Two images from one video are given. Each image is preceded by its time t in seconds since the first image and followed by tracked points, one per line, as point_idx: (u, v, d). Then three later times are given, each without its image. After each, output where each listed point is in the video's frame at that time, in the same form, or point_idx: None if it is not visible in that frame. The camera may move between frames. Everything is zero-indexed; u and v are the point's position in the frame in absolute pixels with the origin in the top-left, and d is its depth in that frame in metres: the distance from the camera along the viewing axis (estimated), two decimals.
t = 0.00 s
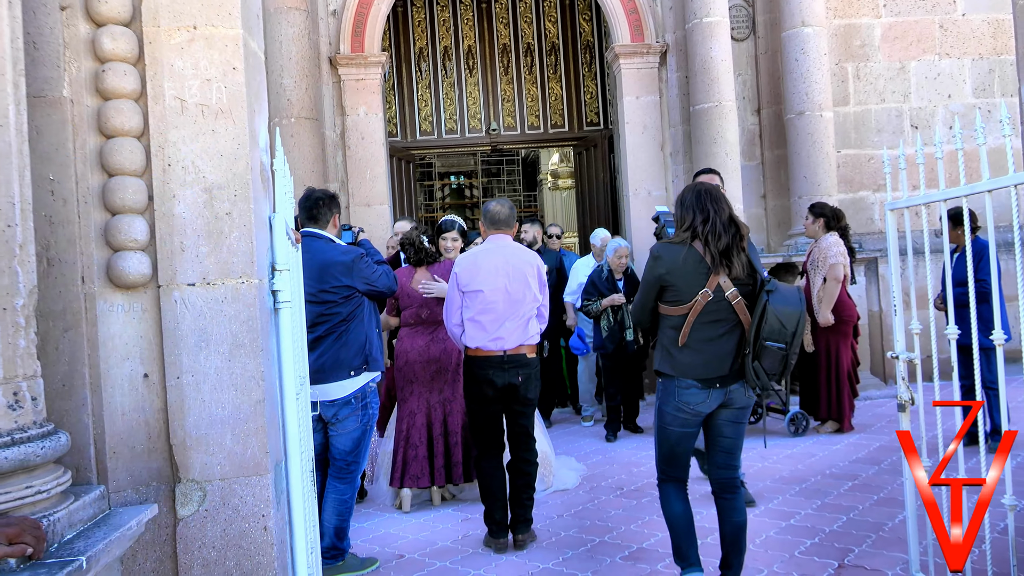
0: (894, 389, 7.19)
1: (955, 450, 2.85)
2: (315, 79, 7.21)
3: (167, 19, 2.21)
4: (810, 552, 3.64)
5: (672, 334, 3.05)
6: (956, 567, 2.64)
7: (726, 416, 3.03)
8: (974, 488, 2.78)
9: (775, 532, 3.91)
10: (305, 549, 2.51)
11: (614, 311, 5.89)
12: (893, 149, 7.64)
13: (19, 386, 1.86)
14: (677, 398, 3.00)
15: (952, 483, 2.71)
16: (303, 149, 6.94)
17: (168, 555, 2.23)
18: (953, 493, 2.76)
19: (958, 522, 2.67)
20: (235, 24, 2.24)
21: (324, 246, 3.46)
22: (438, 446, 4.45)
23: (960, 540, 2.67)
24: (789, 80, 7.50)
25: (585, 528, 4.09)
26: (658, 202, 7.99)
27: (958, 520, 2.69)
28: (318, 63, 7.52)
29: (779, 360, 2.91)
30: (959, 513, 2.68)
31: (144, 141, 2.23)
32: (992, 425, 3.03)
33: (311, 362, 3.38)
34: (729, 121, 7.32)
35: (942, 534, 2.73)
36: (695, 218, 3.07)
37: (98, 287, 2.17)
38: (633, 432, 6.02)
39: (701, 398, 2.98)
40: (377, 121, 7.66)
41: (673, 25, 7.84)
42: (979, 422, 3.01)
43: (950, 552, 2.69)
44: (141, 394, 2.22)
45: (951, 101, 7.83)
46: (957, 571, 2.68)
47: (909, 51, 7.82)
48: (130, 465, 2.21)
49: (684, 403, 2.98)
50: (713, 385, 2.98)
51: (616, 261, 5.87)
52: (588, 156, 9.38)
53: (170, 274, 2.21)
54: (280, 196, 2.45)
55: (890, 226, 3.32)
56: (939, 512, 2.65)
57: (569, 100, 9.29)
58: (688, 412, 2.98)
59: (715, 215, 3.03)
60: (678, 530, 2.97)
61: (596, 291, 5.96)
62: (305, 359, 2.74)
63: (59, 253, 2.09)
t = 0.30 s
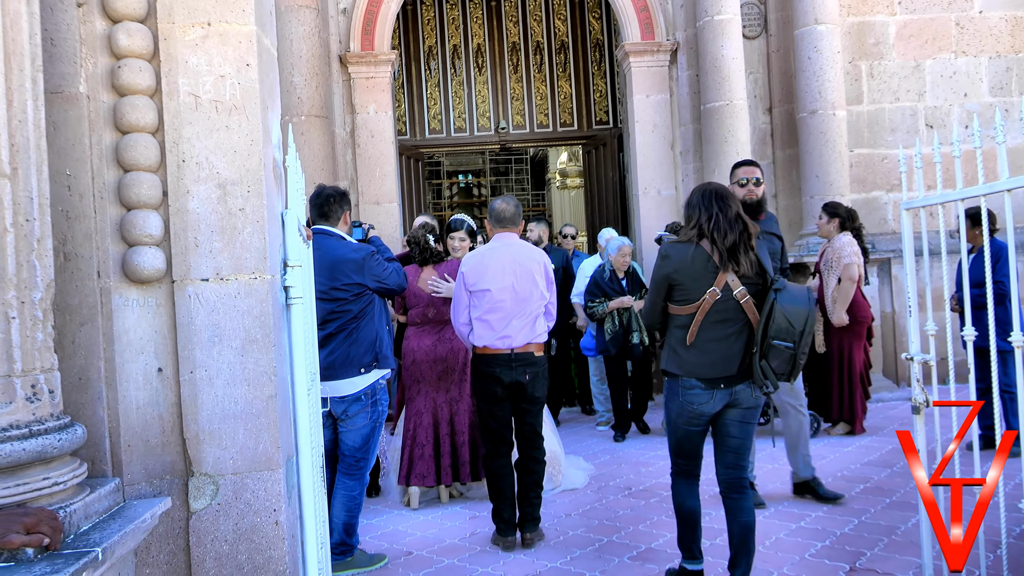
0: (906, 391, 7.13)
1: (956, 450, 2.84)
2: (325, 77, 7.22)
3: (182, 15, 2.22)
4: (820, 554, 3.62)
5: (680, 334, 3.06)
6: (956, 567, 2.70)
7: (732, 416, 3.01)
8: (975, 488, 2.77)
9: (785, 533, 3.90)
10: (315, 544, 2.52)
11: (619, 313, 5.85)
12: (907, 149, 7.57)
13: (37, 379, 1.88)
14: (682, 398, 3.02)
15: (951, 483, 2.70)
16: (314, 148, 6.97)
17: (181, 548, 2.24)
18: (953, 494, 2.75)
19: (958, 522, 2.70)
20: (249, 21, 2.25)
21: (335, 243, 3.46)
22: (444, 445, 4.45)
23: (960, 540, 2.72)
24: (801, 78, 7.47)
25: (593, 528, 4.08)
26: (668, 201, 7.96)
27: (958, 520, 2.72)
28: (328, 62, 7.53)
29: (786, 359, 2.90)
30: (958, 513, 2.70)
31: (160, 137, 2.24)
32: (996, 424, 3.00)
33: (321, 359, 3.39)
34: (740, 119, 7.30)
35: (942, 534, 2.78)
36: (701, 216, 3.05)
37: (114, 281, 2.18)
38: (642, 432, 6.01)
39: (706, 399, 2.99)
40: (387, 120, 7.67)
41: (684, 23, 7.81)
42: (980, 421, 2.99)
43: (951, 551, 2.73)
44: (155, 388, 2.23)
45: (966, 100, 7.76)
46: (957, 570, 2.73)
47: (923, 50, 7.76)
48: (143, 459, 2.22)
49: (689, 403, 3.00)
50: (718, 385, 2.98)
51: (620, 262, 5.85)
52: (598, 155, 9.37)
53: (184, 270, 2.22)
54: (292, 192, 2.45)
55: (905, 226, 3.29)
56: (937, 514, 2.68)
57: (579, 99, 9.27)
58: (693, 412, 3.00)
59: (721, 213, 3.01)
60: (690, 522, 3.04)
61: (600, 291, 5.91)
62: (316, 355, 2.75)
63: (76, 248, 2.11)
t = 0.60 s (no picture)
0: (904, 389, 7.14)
1: (955, 450, 2.84)
2: (325, 75, 7.22)
3: (182, 11, 2.22)
4: (819, 551, 3.62)
5: (668, 333, 3.07)
6: (956, 566, 2.72)
7: (721, 410, 3.03)
8: (975, 488, 2.78)
9: (783, 530, 3.90)
10: (313, 541, 2.52)
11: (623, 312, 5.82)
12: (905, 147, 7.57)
13: (35, 374, 1.88)
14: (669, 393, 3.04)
15: (951, 484, 2.72)
16: (313, 145, 6.97)
17: (178, 544, 2.24)
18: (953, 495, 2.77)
19: (958, 523, 2.72)
20: (249, 17, 2.25)
21: (335, 241, 3.47)
22: (440, 446, 4.46)
23: (960, 540, 2.73)
24: (800, 77, 7.47)
25: (592, 525, 4.08)
26: (667, 199, 7.96)
27: (957, 519, 2.73)
28: (328, 59, 7.52)
29: (771, 357, 2.91)
30: (958, 515, 2.72)
31: (159, 133, 2.24)
32: (994, 424, 3.01)
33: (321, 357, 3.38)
34: (740, 118, 7.30)
35: (942, 534, 2.79)
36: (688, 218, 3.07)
37: (113, 277, 2.18)
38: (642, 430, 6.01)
39: (692, 393, 3.01)
40: (387, 117, 7.67)
41: (684, 21, 7.80)
42: (979, 420, 3.01)
43: (951, 551, 2.75)
44: (153, 384, 2.23)
45: (964, 99, 7.76)
46: (957, 570, 2.75)
47: (922, 49, 7.76)
48: (141, 455, 2.22)
49: (674, 398, 3.03)
50: (704, 381, 3.00)
51: (625, 260, 5.76)
52: (597, 153, 9.36)
53: (183, 266, 2.22)
54: (292, 188, 2.45)
55: (903, 224, 3.29)
56: (939, 515, 2.68)
57: (579, 97, 9.27)
58: (679, 406, 3.02)
59: (708, 214, 3.02)
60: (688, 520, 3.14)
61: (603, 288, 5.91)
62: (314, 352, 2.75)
63: (75, 243, 2.11)
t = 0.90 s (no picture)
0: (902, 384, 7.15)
1: (957, 451, 2.83)
2: (324, 72, 7.21)
3: (179, 6, 2.21)
4: (818, 545, 3.63)
5: (652, 324, 3.23)
6: (956, 566, 2.66)
7: (702, 400, 3.18)
8: (975, 488, 2.76)
9: (782, 525, 3.91)
10: (312, 536, 2.52)
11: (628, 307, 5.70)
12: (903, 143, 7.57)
13: (31, 370, 1.88)
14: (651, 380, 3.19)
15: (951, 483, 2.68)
16: (312, 142, 6.97)
17: (176, 540, 2.24)
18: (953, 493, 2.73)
19: (957, 522, 2.67)
20: (246, 12, 2.24)
21: (331, 237, 3.45)
22: (436, 445, 4.47)
23: (960, 540, 2.68)
24: (798, 73, 7.47)
25: (591, 520, 4.09)
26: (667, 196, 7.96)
27: (958, 519, 2.70)
28: (327, 55, 7.50)
29: (750, 347, 3.05)
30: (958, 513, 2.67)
31: (156, 128, 2.23)
32: (994, 426, 3.00)
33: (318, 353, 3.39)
34: (739, 114, 7.31)
35: (942, 533, 2.74)
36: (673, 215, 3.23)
37: (110, 273, 2.18)
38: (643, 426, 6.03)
39: (675, 381, 3.16)
40: (386, 114, 7.65)
41: (683, 18, 7.80)
42: (977, 423, 2.99)
43: (950, 551, 2.71)
44: (151, 379, 2.22)
45: (961, 95, 7.76)
46: (957, 570, 2.69)
47: (920, 45, 7.76)
48: (139, 450, 2.22)
49: (658, 386, 3.18)
50: (687, 370, 3.15)
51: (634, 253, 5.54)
52: (596, 149, 9.36)
53: (181, 261, 2.21)
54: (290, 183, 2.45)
55: (901, 218, 3.28)
56: (940, 513, 2.65)
57: (578, 94, 9.26)
58: (661, 394, 3.17)
59: (691, 211, 3.18)
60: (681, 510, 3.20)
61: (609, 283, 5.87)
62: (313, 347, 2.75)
63: (71, 239, 2.11)
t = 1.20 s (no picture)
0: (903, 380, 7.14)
1: (959, 452, 2.82)
2: (322, 69, 7.20)
3: None
4: (818, 539, 3.62)
5: (643, 316, 3.39)
6: (956, 567, 2.68)
7: (691, 395, 3.39)
8: (976, 488, 2.75)
9: (782, 520, 3.90)
10: (312, 531, 2.51)
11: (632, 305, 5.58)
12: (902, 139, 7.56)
13: (28, 363, 1.87)
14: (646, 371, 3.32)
15: (951, 483, 2.68)
16: (310, 140, 6.96)
17: (175, 534, 2.24)
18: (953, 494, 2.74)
19: (958, 522, 2.66)
20: (241, 4, 2.23)
21: (323, 232, 3.44)
22: (432, 442, 4.44)
23: (960, 541, 2.68)
24: (797, 70, 7.47)
25: (591, 516, 4.08)
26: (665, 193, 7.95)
27: (958, 519, 2.69)
28: (325, 53, 7.49)
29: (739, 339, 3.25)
30: (958, 514, 2.67)
31: (152, 121, 2.22)
32: (994, 424, 2.98)
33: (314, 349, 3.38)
34: (737, 110, 7.30)
35: (942, 535, 2.74)
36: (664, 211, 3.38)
37: (107, 266, 2.17)
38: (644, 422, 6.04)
39: (668, 372, 3.31)
40: (384, 111, 7.64)
41: (681, 14, 7.78)
42: (979, 422, 2.98)
43: (951, 551, 2.72)
44: (148, 373, 2.22)
45: (960, 91, 7.75)
46: (957, 570, 2.71)
47: (918, 41, 7.75)
48: (136, 444, 2.21)
49: (651, 377, 3.31)
50: (678, 362, 3.31)
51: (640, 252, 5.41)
52: (595, 146, 9.36)
53: (178, 254, 2.20)
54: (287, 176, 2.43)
55: (900, 212, 3.27)
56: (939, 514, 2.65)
57: (577, 91, 9.25)
58: (655, 385, 3.32)
59: (682, 208, 3.33)
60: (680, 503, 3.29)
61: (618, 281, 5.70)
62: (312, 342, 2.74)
63: (67, 232, 2.10)
